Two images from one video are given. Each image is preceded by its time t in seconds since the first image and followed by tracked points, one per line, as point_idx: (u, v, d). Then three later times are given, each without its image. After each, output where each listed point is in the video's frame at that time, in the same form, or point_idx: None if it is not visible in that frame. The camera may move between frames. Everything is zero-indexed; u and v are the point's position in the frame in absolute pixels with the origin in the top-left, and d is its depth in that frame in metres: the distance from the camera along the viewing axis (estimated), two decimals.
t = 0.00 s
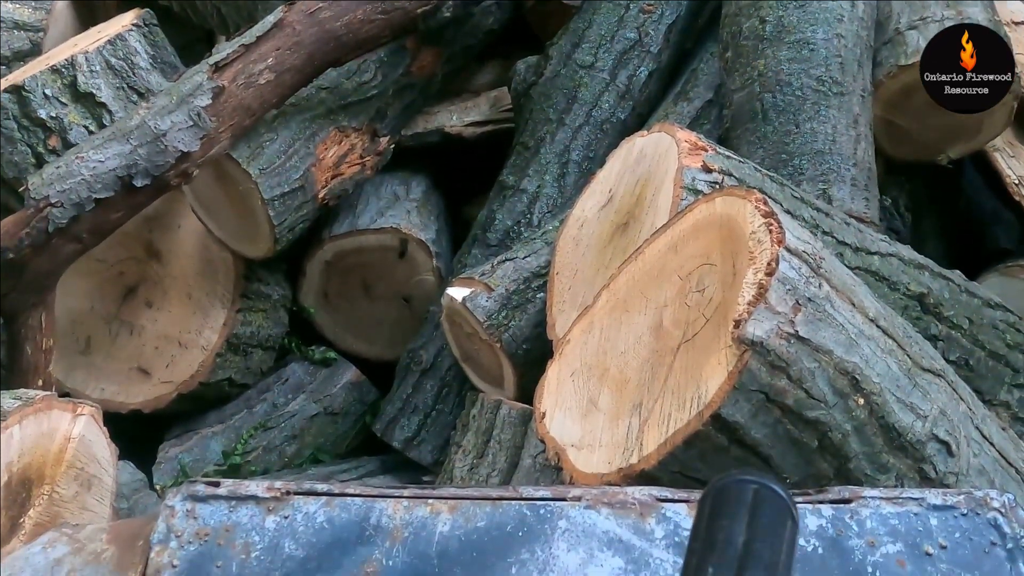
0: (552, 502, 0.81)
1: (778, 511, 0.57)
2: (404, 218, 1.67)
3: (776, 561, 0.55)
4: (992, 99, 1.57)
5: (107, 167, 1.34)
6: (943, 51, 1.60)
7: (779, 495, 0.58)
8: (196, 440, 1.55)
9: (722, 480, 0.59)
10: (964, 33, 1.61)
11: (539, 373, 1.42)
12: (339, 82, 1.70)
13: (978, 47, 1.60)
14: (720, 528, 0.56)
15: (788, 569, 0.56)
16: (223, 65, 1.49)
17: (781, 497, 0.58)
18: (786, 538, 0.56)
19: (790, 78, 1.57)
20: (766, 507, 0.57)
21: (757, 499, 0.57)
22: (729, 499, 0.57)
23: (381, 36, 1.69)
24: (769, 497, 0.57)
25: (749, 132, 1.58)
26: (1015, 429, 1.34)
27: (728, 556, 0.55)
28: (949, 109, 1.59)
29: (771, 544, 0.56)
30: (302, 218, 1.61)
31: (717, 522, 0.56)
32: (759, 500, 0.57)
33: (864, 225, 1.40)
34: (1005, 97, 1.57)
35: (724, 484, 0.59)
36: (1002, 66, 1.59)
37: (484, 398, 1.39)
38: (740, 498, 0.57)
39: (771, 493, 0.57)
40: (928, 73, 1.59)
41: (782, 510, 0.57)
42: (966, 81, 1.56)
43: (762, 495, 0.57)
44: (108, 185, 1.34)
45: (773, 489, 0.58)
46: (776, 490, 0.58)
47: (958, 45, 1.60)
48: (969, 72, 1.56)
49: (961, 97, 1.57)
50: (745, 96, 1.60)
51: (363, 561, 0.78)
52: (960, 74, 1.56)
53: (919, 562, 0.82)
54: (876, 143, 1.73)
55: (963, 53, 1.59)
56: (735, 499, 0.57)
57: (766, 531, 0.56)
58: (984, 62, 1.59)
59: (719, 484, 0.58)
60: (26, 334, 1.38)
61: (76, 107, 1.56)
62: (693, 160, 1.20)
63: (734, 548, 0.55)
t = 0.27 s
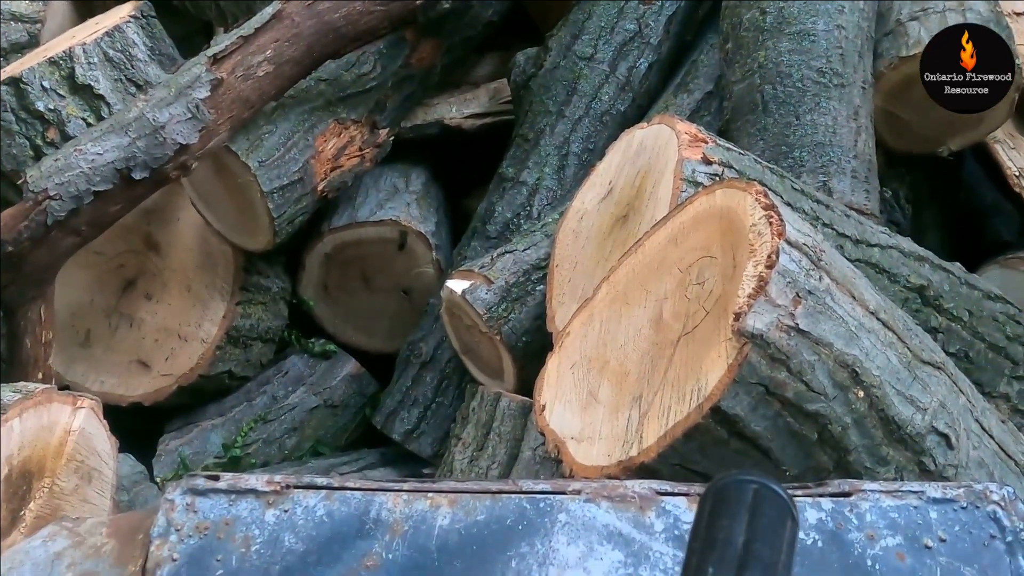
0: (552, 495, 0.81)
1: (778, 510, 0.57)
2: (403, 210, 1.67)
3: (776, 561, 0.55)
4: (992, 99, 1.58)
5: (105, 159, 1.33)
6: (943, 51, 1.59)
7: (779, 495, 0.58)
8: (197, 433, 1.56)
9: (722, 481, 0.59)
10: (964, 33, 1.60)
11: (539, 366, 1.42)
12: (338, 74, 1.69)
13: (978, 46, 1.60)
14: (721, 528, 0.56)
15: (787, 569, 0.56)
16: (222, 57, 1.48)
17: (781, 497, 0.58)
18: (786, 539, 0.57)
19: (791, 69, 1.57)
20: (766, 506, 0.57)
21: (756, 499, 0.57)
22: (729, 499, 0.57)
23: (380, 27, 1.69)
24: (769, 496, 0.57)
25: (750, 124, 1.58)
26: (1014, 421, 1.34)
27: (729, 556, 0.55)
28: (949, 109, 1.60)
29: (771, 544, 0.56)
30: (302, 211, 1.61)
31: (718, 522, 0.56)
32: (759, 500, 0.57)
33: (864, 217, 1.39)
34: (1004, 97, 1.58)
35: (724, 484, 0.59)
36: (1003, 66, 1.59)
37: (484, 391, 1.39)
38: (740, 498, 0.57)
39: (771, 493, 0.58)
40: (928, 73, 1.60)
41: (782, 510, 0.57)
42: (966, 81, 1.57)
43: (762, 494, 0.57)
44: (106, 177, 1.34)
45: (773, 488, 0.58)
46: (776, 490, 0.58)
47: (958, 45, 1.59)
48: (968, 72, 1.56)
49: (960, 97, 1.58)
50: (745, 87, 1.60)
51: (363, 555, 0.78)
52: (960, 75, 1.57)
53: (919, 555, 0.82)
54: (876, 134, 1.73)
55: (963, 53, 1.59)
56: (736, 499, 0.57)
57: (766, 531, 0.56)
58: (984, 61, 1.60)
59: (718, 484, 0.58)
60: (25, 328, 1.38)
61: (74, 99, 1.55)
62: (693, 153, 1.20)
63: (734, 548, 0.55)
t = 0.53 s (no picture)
0: (552, 489, 0.82)
1: (778, 509, 0.58)
2: (403, 202, 1.67)
3: (774, 560, 0.57)
4: (991, 99, 1.60)
5: (104, 152, 1.33)
6: (943, 51, 1.59)
7: (779, 493, 0.59)
8: (197, 426, 1.56)
9: (724, 479, 0.60)
10: (964, 33, 1.59)
11: (539, 358, 1.41)
12: (337, 66, 1.68)
13: (978, 46, 1.59)
14: (721, 528, 0.57)
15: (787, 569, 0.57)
16: (221, 49, 1.48)
17: (781, 496, 0.58)
18: (786, 539, 0.58)
19: (792, 61, 1.56)
20: (766, 506, 0.58)
21: (757, 499, 0.58)
22: (730, 499, 0.58)
23: (379, 19, 1.69)
24: (769, 496, 0.58)
25: (750, 116, 1.57)
26: (1014, 414, 1.34)
27: (728, 556, 0.57)
28: (949, 109, 1.62)
29: (770, 543, 0.57)
30: (302, 203, 1.60)
31: (718, 522, 0.58)
32: (759, 499, 0.58)
33: (865, 209, 1.39)
34: (1003, 96, 1.60)
35: (724, 484, 0.59)
36: (1002, 65, 1.60)
37: (484, 383, 1.39)
38: (741, 498, 0.58)
39: (771, 493, 0.58)
40: (928, 73, 1.61)
41: (782, 508, 0.58)
42: (966, 81, 1.58)
43: (762, 494, 0.58)
44: (106, 170, 1.33)
45: (773, 487, 0.58)
46: (775, 488, 0.59)
47: (958, 45, 1.59)
48: (969, 73, 1.58)
49: (961, 97, 1.60)
50: (746, 79, 1.59)
51: (364, 548, 0.78)
52: (960, 75, 1.58)
53: (919, 548, 0.82)
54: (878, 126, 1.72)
55: (963, 53, 1.59)
56: (736, 499, 0.58)
57: (766, 531, 0.57)
58: (983, 61, 1.60)
59: (719, 484, 0.59)
60: (26, 321, 1.36)
61: (72, 91, 1.55)
62: (693, 145, 1.20)
63: (734, 548, 0.57)
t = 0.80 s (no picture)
0: (553, 483, 0.81)
1: (778, 509, 0.58)
2: (403, 195, 1.66)
3: (775, 560, 0.57)
4: (992, 99, 1.60)
5: (104, 145, 1.33)
6: (943, 51, 1.59)
7: (779, 494, 0.59)
8: (198, 419, 1.56)
9: (725, 480, 0.61)
10: (964, 33, 1.57)
11: (540, 351, 1.41)
12: (337, 58, 1.68)
13: (978, 47, 1.58)
14: (721, 527, 0.57)
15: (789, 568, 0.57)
16: (220, 41, 1.47)
17: (781, 497, 0.59)
18: (786, 538, 0.58)
19: (793, 53, 1.56)
20: (766, 505, 0.58)
21: (756, 499, 0.58)
22: (729, 500, 0.59)
23: (379, 11, 1.69)
24: (769, 496, 0.59)
25: (751, 108, 1.57)
26: (1014, 406, 1.33)
27: (728, 555, 0.57)
28: (948, 109, 1.62)
29: (771, 543, 0.57)
30: (302, 196, 1.60)
31: (717, 521, 0.58)
32: (759, 499, 0.59)
33: (866, 201, 1.39)
34: (1004, 96, 1.60)
35: (725, 485, 0.60)
36: (1003, 65, 1.58)
37: (485, 376, 1.39)
38: (741, 498, 0.59)
39: (771, 493, 0.59)
40: (928, 73, 1.62)
41: (783, 509, 0.58)
42: (966, 81, 1.58)
43: (762, 494, 0.58)
44: (105, 163, 1.33)
45: (773, 488, 0.59)
46: (776, 489, 0.59)
47: (957, 45, 1.58)
48: (968, 73, 1.58)
49: (960, 97, 1.60)
50: (747, 70, 1.59)
51: (364, 542, 0.78)
52: (960, 74, 1.58)
53: (919, 542, 0.82)
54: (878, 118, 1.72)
55: (963, 54, 1.58)
56: (736, 498, 0.59)
57: (766, 529, 0.57)
58: (984, 60, 1.59)
59: (720, 483, 0.60)
60: (26, 314, 1.38)
61: (71, 84, 1.54)
62: (694, 137, 1.19)
63: (734, 547, 0.57)
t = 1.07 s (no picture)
0: (553, 477, 0.81)
1: (778, 508, 0.58)
2: (404, 187, 1.66)
3: (775, 561, 0.57)
4: (991, 99, 1.62)
5: (104, 138, 1.32)
6: (942, 51, 1.60)
7: (779, 494, 0.59)
8: (199, 412, 1.56)
9: (724, 480, 0.61)
10: (964, 33, 1.57)
11: (541, 344, 1.41)
12: (336, 50, 1.67)
13: (978, 46, 1.58)
14: (721, 527, 0.57)
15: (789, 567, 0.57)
16: (219, 34, 1.47)
17: (780, 497, 0.59)
18: (786, 538, 0.58)
19: (794, 44, 1.55)
20: (766, 505, 0.58)
21: (756, 499, 0.59)
22: (729, 499, 0.59)
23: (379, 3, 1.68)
24: (768, 496, 0.59)
25: (752, 100, 1.56)
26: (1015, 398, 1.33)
27: (728, 555, 0.57)
28: (948, 109, 1.64)
29: (771, 543, 0.57)
30: (302, 188, 1.60)
31: (717, 521, 0.58)
32: (759, 499, 0.59)
33: (867, 193, 1.38)
34: (1003, 96, 1.62)
35: (725, 485, 0.60)
36: (1003, 65, 1.59)
37: (486, 369, 1.39)
38: (740, 498, 0.59)
39: (770, 493, 0.59)
40: (928, 73, 1.63)
41: (782, 509, 0.59)
42: (966, 81, 1.59)
43: (761, 494, 0.58)
44: (105, 157, 1.32)
45: (772, 488, 0.59)
46: (775, 490, 0.60)
47: (957, 45, 1.58)
48: (969, 73, 1.58)
49: (960, 97, 1.62)
50: (748, 62, 1.58)
51: (364, 536, 0.78)
52: (960, 75, 1.58)
53: (920, 535, 0.82)
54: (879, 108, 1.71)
55: (963, 53, 1.58)
56: (736, 498, 0.59)
57: (766, 531, 0.57)
58: (984, 60, 1.59)
59: (719, 484, 0.60)
60: (26, 308, 1.38)
61: (70, 77, 1.54)
62: (695, 129, 1.19)
63: (734, 547, 0.57)
